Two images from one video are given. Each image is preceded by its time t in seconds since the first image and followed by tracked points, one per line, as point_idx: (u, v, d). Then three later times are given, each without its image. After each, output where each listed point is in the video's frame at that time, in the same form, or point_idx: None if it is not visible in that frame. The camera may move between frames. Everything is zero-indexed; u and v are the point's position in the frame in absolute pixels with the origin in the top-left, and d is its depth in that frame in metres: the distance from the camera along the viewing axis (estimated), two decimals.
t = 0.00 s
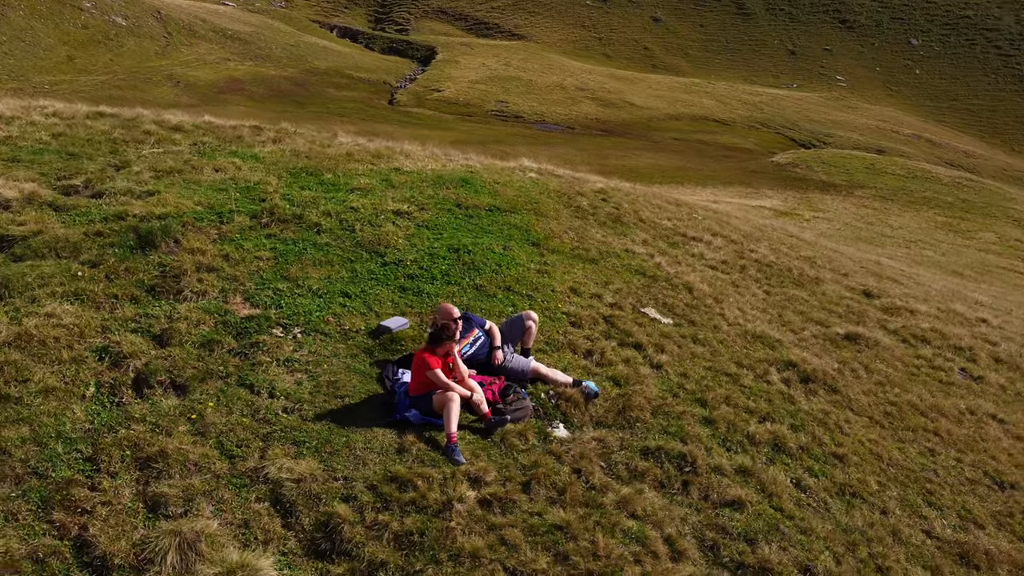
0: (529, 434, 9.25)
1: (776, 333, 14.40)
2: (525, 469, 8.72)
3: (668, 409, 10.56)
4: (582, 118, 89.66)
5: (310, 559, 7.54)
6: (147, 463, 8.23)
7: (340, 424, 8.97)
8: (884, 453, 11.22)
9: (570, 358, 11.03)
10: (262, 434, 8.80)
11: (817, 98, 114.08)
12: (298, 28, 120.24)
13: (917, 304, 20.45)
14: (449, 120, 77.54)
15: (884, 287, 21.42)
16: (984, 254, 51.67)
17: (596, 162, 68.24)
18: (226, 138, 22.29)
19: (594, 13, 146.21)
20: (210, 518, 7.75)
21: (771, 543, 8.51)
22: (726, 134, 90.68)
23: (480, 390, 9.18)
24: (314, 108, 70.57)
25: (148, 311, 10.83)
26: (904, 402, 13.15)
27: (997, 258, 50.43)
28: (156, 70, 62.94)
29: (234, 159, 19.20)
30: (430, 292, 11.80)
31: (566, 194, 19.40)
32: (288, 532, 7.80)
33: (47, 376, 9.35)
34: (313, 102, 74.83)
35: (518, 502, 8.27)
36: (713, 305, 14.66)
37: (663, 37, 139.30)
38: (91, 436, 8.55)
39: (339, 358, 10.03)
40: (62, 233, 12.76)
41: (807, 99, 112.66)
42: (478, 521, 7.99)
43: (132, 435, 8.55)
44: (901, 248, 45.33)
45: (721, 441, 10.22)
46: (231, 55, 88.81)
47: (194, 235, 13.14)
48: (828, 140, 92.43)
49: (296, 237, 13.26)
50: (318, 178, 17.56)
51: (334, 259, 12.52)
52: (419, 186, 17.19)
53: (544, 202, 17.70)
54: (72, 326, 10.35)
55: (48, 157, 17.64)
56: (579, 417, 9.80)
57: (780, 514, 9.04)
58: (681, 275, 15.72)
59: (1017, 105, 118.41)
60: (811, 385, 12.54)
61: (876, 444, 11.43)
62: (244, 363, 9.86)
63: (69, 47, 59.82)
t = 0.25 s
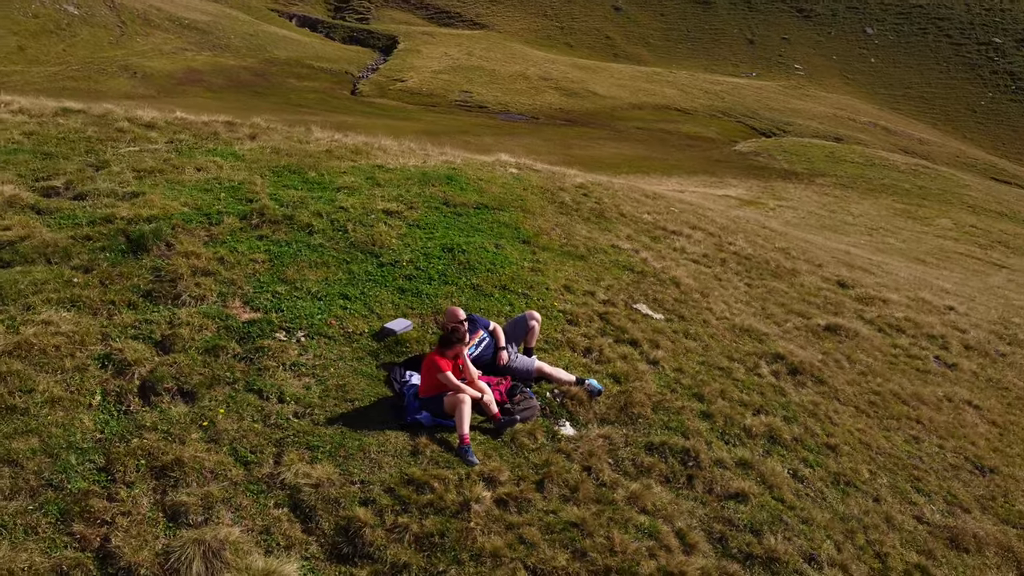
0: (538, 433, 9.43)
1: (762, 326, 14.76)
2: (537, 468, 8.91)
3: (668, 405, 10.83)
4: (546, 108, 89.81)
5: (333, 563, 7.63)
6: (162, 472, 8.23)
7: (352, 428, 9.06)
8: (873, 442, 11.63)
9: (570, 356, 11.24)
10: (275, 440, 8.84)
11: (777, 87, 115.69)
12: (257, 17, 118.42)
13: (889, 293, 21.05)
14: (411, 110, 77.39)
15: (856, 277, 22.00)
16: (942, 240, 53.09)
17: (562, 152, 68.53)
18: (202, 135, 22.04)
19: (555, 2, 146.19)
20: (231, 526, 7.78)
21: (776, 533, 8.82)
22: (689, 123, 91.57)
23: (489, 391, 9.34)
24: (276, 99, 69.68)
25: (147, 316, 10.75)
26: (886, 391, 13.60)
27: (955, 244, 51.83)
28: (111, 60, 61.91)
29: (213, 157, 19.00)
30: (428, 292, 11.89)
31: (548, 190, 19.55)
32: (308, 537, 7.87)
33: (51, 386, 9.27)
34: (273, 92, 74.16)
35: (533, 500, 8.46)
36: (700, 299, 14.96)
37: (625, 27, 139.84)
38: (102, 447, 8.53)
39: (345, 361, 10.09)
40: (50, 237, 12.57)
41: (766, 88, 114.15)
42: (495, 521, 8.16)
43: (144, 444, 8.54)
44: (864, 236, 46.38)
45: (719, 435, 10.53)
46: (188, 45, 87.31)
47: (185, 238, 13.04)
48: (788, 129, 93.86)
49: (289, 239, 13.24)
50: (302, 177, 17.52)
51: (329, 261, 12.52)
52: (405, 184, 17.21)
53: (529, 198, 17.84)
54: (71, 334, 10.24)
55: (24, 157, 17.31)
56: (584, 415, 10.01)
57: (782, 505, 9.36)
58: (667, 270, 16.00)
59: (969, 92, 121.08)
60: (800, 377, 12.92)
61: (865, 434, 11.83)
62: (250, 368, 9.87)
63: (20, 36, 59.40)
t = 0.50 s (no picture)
0: (548, 431, 9.62)
1: (749, 318, 15.13)
2: (549, 466, 9.11)
3: (668, 399, 11.10)
4: (510, 97, 89.78)
5: (359, 565, 7.75)
6: (181, 480, 8.25)
7: (366, 431, 9.16)
8: (862, 430, 12.05)
9: (571, 353, 11.44)
10: (290, 444, 8.91)
11: (737, 75, 117.00)
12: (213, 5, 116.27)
13: (862, 282, 21.65)
14: (375, 100, 76.95)
15: (829, 266, 22.56)
16: (901, 225, 54.46)
17: (528, 142, 68.67)
18: (176, 132, 21.76)
19: None
20: (255, 532, 7.85)
21: (781, 523, 9.15)
22: (652, 112, 92.23)
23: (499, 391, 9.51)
24: (237, 89, 68.73)
25: (148, 322, 10.69)
26: (869, 380, 14.07)
27: (914, 230, 53.19)
28: (64, 50, 61.43)
29: (193, 155, 18.79)
30: (428, 292, 11.98)
31: (531, 185, 19.69)
32: (332, 540, 7.97)
33: (59, 395, 9.20)
34: (233, 82, 73.22)
35: (549, 498, 8.66)
36: (688, 293, 15.27)
37: (586, 15, 140.11)
38: (117, 455, 8.51)
39: (353, 363, 10.16)
40: (40, 242, 12.38)
41: (726, 76, 115.40)
42: (514, 519, 8.34)
43: (160, 451, 8.54)
44: (828, 223, 47.32)
45: (719, 428, 10.84)
46: (144, 35, 85.62)
47: (178, 241, 12.94)
48: (749, 117, 95.10)
49: (283, 239, 13.20)
50: (286, 175, 17.43)
51: (327, 262, 12.53)
52: (391, 181, 17.22)
53: (514, 194, 17.97)
54: (73, 341, 10.14)
55: None
56: (590, 412, 10.22)
57: (784, 494, 9.70)
58: (654, 264, 16.29)
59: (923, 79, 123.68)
60: (788, 368, 13.31)
61: (854, 422, 12.24)
62: (258, 372, 9.90)
63: None
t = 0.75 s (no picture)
0: (559, 428, 9.83)
1: (737, 310, 15.48)
2: (563, 463, 9.31)
3: (670, 393, 11.37)
4: (475, 85, 89.49)
5: (387, 566, 7.89)
6: (204, 487, 8.30)
7: (383, 432, 9.27)
8: (853, 418, 12.48)
9: (574, 350, 11.64)
10: (307, 448, 8.98)
11: (699, 62, 117.93)
12: None
13: (839, 271, 22.21)
14: (339, 88, 76.24)
15: (806, 255, 23.09)
16: (863, 210, 55.69)
17: (496, 130, 68.69)
18: (153, 127, 21.44)
19: None
20: (282, 537, 7.94)
21: (787, 512, 9.49)
22: (616, 99, 92.63)
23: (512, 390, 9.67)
24: (198, 78, 67.55)
25: (154, 327, 10.64)
26: (856, 368, 14.52)
27: (876, 216, 54.33)
28: (16, 39, 60.32)
29: (175, 152, 18.55)
30: (430, 292, 12.08)
31: (516, 179, 19.80)
32: (357, 543, 8.09)
33: (70, 403, 9.14)
34: (193, 71, 72.01)
35: (566, 494, 8.87)
36: (679, 286, 15.56)
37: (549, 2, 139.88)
38: (136, 464, 8.51)
39: (363, 365, 10.24)
40: (33, 245, 12.20)
41: (688, 62, 116.23)
42: (534, 517, 8.53)
43: (179, 459, 8.56)
44: (795, 209, 48.15)
45: (720, 420, 11.14)
46: (99, 24, 83.77)
47: (173, 242, 12.84)
48: (712, 103, 96.00)
49: (280, 240, 13.20)
50: (272, 172, 17.32)
51: (327, 263, 12.56)
52: (379, 178, 17.21)
53: (502, 189, 18.09)
54: (78, 348, 10.05)
55: None
56: (597, 408, 10.44)
57: (787, 484, 10.05)
58: (643, 258, 16.54)
59: (880, 64, 125.92)
60: (780, 359, 13.67)
61: (846, 411, 12.65)
62: (269, 376, 9.93)
63: None
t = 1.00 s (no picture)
0: (569, 425, 10.04)
1: (724, 301, 15.84)
2: (575, 459, 9.53)
3: (670, 387, 11.65)
4: (437, 73, 88.94)
5: (414, 567, 8.03)
6: (226, 495, 8.33)
7: (398, 434, 9.38)
8: (841, 405, 12.92)
9: (575, 347, 11.85)
10: (325, 452, 9.06)
11: (658, 48, 118.64)
12: None
13: (812, 259, 22.77)
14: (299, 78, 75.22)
15: (779, 244, 23.62)
16: (823, 196, 56.87)
17: (460, 120, 68.50)
18: (125, 124, 21.05)
19: None
20: (308, 542, 8.02)
21: (789, 500, 9.85)
22: (577, 86, 92.84)
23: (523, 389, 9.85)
24: (154, 68, 66.07)
25: (158, 333, 10.58)
26: (841, 356, 14.98)
27: (837, 201, 55.52)
28: None
29: (153, 150, 18.27)
30: (431, 292, 12.16)
31: (499, 174, 19.90)
32: (382, 546, 8.21)
33: (81, 414, 9.08)
34: (147, 60, 70.43)
35: (582, 491, 9.09)
36: (667, 279, 15.85)
37: None
38: (154, 474, 8.50)
39: (372, 368, 10.31)
40: (23, 251, 11.98)
41: (647, 49, 116.85)
42: (553, 514, 8.74)
43: (198, 467, 8.57)
44: (759, 196, 48.93)
45: (719, 412, 11.45)
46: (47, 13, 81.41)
47: (167, 247, 12.71)
48: (672, 90, 96.77)
49: (275, 242, 13.15)
50: (255, 171, 17.18)
51: (325, 264, 12.57)
52: (365, 175, 17.18)
53: (487, 185, 18.19)
54: (83, 358, 9.95)
55: None
56: (603, 404, 10.67)
57: (788, 473, 10.40)
58: (630, 251, 16.80)
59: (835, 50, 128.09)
60: (769, 350, 14.05)
61: (834, 399, 13.08)
62: (279, 381, 9.95)
63: None
